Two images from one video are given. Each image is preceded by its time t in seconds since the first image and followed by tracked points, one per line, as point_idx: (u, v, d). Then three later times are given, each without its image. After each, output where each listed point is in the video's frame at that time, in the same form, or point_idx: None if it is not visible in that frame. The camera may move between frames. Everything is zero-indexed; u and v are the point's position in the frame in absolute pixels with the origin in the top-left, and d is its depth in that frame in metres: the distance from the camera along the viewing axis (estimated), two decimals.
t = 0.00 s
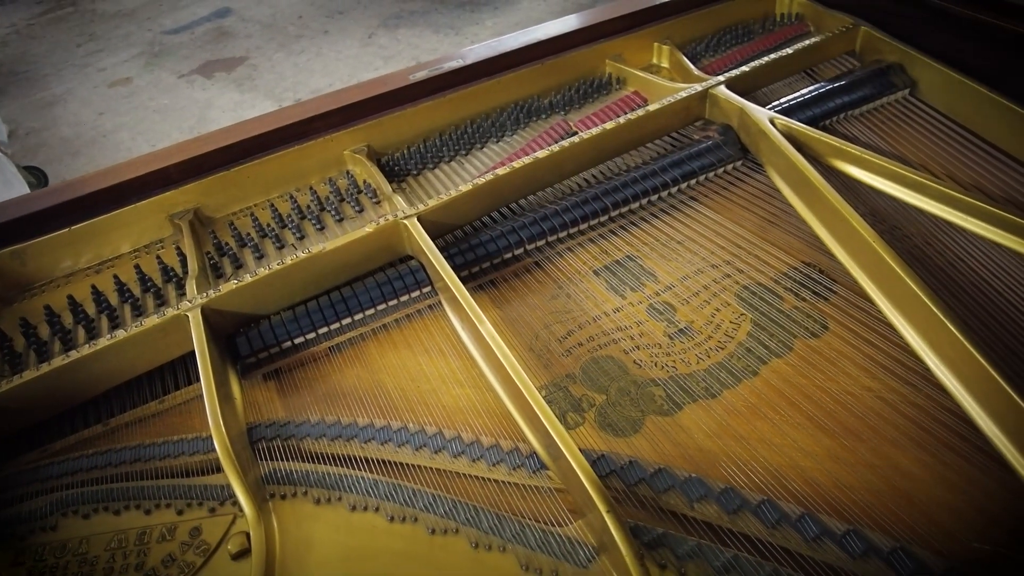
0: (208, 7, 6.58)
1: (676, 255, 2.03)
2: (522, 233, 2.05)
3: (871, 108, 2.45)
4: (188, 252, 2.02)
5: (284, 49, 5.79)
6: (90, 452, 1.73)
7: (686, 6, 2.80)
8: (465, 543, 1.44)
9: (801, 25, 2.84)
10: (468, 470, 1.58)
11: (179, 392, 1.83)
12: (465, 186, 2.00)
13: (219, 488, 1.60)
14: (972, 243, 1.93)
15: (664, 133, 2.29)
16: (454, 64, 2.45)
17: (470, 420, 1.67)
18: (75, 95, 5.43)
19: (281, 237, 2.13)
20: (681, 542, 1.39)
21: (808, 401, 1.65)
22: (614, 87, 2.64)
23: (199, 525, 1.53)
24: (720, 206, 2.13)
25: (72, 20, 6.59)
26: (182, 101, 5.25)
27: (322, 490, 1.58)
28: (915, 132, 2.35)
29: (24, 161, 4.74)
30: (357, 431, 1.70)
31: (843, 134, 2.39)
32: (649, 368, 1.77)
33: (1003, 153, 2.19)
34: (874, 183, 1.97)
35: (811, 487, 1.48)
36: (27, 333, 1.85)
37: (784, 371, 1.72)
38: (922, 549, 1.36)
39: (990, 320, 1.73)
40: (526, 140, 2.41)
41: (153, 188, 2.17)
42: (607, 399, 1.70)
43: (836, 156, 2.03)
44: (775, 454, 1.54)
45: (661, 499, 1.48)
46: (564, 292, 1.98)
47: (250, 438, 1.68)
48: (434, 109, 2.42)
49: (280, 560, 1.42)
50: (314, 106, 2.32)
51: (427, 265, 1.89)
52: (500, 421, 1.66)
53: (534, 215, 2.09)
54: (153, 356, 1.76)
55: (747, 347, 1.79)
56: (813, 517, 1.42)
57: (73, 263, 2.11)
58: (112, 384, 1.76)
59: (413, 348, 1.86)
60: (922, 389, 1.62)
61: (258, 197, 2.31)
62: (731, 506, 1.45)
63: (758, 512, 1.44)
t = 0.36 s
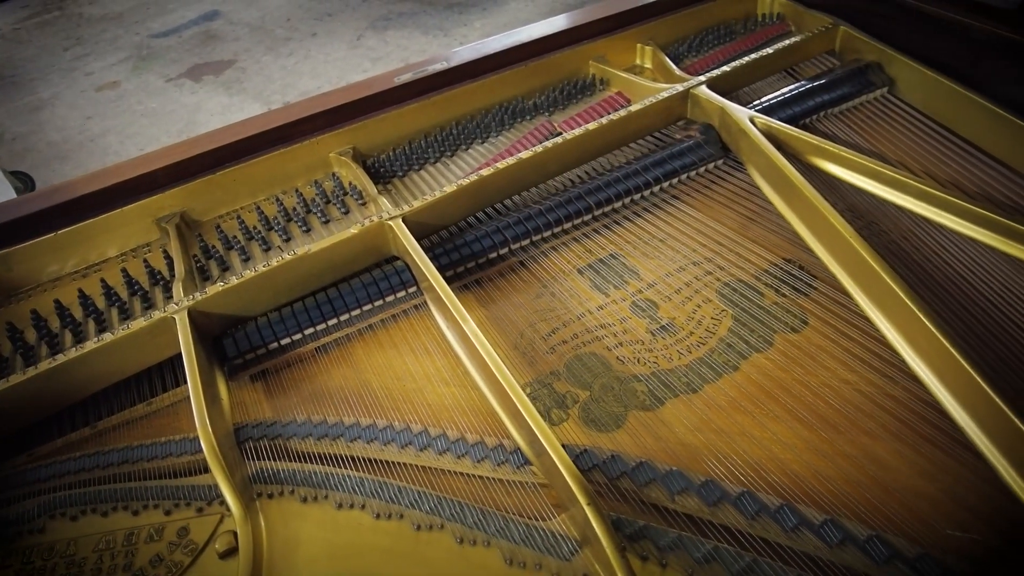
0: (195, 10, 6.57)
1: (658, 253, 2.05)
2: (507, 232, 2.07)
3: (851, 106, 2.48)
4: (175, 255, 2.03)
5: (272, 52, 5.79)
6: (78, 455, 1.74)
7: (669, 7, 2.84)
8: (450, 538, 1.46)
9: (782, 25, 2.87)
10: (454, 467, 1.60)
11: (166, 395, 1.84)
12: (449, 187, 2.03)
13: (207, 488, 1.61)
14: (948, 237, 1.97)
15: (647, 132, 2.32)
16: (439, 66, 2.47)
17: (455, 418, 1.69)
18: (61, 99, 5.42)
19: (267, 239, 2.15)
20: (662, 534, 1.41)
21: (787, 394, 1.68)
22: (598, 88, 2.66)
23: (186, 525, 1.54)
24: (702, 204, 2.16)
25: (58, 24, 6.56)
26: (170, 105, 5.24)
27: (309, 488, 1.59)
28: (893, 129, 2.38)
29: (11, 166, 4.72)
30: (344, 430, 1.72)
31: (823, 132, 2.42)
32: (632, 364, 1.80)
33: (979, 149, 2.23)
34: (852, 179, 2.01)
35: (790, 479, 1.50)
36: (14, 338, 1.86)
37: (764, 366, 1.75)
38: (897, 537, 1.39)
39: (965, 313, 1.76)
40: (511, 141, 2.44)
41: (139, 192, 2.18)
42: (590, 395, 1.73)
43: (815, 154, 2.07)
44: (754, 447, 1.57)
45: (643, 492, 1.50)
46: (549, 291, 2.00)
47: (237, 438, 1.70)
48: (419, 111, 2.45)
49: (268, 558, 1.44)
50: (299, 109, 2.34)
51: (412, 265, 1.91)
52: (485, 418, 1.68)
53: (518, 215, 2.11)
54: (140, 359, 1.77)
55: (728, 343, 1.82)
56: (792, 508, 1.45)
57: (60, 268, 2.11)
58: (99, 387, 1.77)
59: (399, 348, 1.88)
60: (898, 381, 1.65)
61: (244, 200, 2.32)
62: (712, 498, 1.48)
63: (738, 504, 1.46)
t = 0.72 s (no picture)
0: (182, 14, 6.56)
1: (640, 251, 2.08)
2: (490, 231, 2.09)
3: (830, 104, 2.52)
4: (160, 257, 2.04)
5: (259, 55, 5.79)
6: (64, 457, 1.74)
7: (651, 8, 2.86)
8: (435, 533, 1.47)
9: (763, 24, 2.90)
10: (438, 463, 1.62)
11: (152, 396, 1.84)
12: (433, 187, 2.04)
13: (193, 488, 1.62)
14: (923, 231, 2.00)
15: (629, 131, 2.35)
16: (423, 67, 2.49)
17: (440, 415, 1.71)
18: (47, 104, 5.40)
19: (252, 241, 2.16)
20: (643, 525, 1.43)
21: (766, 387, 1.70)
22: (581, 88, 2.68)
23: (173, 524, 1.55)
24: (683, 202, 2.19)
25: (43, 29, 6.53)
26: (156, 108, 5.23)
27: (295, 486, 1.61)
28: (871, 126, 2.42)
29: None
30: (329, 428, 1.73)
31: (803, 130, 2.45)
32: (614, 360, 1.82)
33: (955, 145, 2.27)
34: (831, 176, 2.04)
35: (768, 469, 1.53)
36: None
37: (744, 359, 1.77)
38: (873, 525, 1.42)
39: (940, 306, 1.80)
40: (495, 141, 2.46)
41: (124, 195, 2.19)
42: (573, 390, 1.75)
43: (794, 151, 2.10)
44: (733, 439, 1.59)
45: (625, 484, 1.53)
46: (533, 289, 2.02)
47: (223, 438, 1.71)
48: (403, 112, 2.47)
49: (254, 555, 1.46)
50: (284, 111, 2.36)
51: (396, 265, 1.92)
52: (469, 415, 1.70)
53: (501, 214, 2.13)
54: (125, 361, 1.78)
55: (709, 338, 1.84)
56: (771, 498, 1.47)
57: (44, 271, 2.11)
58: (84, 389, 1.77)
59: (384, 347, 1.90)
60: (875, 373, 1.68)
61: (230, 202, 2.33)
62: (692, 489, 1.50)
63: (717, 495, 1.48)
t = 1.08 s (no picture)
0: (167, 17, 6.54)
1: (622, 246, 2.10)
2: (474, 229, 2.10)
3: (809, 100, 2.55)
4: (143, 258, 2.04)
5: (246, 58, 5.78)
6: (47, 459, 1.74)
7: (633, 7, 2.89)
8: (418, 527, 1.48)
9: (744, 22, 2.93)
10: (421, 458, 1.63)
11: (136, 396, 1.84)
12: (416, 185, 2.06)
13: (177, 486, 1.62)
14: (899, 224, 2.03)
15: (611, 129, 2.37)
16: (406, 67, 2.51)
17: (424, 411, 1.72)
18: (31, 108, 5.37)
19: (236, 241, 2.16)
20: (624, 515, 1.45)
21: (746, 378, 1.72)
22: (564, 87, 2.70)
23: (157, 522, 1.55)
24: (665, 198, 2.21)
25: (27, 33, 6.49)
26: (142, 112, 5.22)
27: (279, 483, 1.61)
28: (850, 121, 2.45)
29: None
30: (312, 425, 1.74)
31: (783, 126, 2.48)
32: (596, 354, 1.84)
33: (931, 140, 2.30)
34: (809, 170, 2.07)
35: (748, 459, 1.55)
36: None
37: (724, 351, 1.79)
38: (850, 512, 1.44)
39: (916, 297, 1.82)
40: (478, 140, 2.47)
41: (107, 196, 2.19)
42: (556, 384, 1.77)
43: (773, 146, 2.12)
44: (713, 429, 1.61)
45: (606, 476, 1.54)
46: (517, 286, 2.03)
47: (207, 437, 1.72)
48: (386, 111, 2.48)
49: (238, 553, 1.46)
50: (268, 112, 2.36)
51: (379, 263, 1.93)
52: (452, 410, 1.71)
53: (484, 212, 2.14)
54: (108, 362, 1.78)
55: (689, 331, 1.86)
56: (750, 487, 1.49)
57: (27, 273, 2.11)
58: (68, 390, 1.77)
59: (367, 344, 1.91)
60: (853, 363, 1.70)
61: (214, 203, 2.33)
62: (672, 480, 1.51)
63: (697, 485, 1.50)
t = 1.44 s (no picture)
0: (151, 20, 6.52)
1: (603, 241, 2.12)
2: (456, 225, 2.11)
3: (788, 95, 2.57)
4: (126, 258, 2.04)
5: (231, 61, 5.77)
6: (29, 459, 1.74)
7: (614, 5, 2.91)
8: (401, 520, 1.49)
9: (725, 19, 2.95)
10: (404, 452, 1.64)
11: (119, 396, 1.84)
12: (398, 182, 2.07)
13: (160, 484, 1.62)
14: (876, 215, 2.06)
15: (593, 125, 2.38)
16: (388, 65, 2.52)
17: (406, 405, 1.73)
18: (14, 112, 5.33)
19: (219, 240, 2.17)
20: (605, 504, 1.46)
21: (726, 369, 1.74)
22: (546, 84, 2.72)
23: (140, 520, 1.55)
24: (646, 193, 2.23)
25: (9, 37, 6.45)
26: (127, 116, 5.20)
27: (262, 479, 1.62)
28: (828, 115, 2.48)
29: None
30: (296, 422, 1.74)
31: (762, 121, 2.50)
32: (578, 347, 1.86)
33: (907, 133, 2.33)
34: (787, 163, 2.10)
35: (727, 447, 1.57)
36: None
37: (704, 343, 1.81)
38: (827, 498, 1.46)
39: (892, 286, 1.85)
40: (461, 138, 2.48)
41: (89, 196, 2.18)
42: (539, 378, 1.78)
43: (751, 141, 2.15)
44: (693, 419, 1.63)
45: (588, 466, 1.55)
46: (500, 281, 2.04)
47: (190, 434, 1.72)
48: (368, 109, 2.49)
49: (222, 549, 1.47)
50: (250, 111, 2.37)
51: (362, 260, 1.94)
52: (435, 404, 1.72)
53: (467, 208, 2.15)
54: (91, 361, 1.77)
55: (670, 323, 1.88)
56: (729, 475, 1.51)
57: (8, 275, 2.10)
58: (50, 390, 1.77)
59: (351, 341, 1.91)
60: (831, 353, 1.72)
61: (197, 203, 2.33)
62: (652, 469, 1.53)
63: (677, 474, 1.52)
